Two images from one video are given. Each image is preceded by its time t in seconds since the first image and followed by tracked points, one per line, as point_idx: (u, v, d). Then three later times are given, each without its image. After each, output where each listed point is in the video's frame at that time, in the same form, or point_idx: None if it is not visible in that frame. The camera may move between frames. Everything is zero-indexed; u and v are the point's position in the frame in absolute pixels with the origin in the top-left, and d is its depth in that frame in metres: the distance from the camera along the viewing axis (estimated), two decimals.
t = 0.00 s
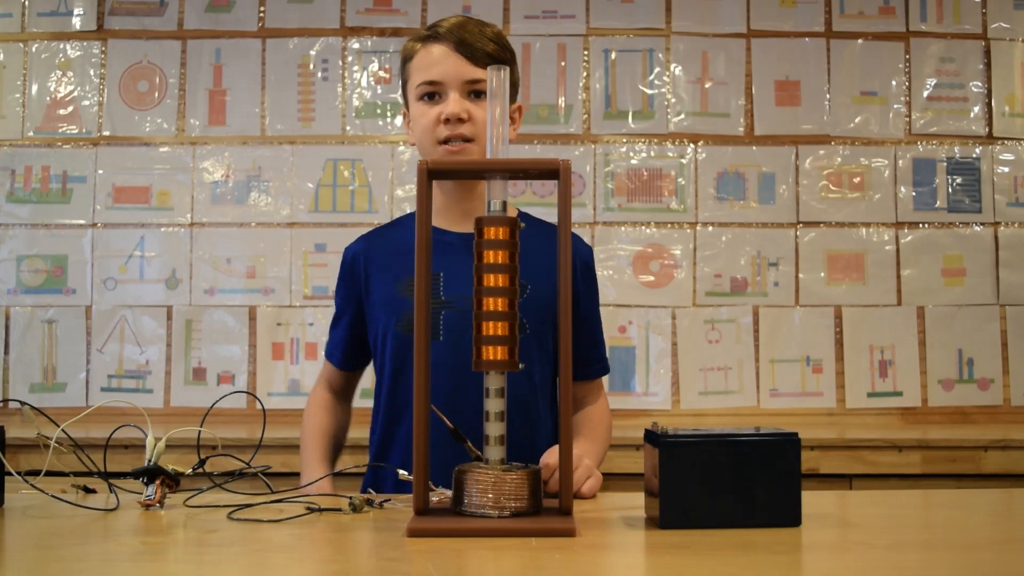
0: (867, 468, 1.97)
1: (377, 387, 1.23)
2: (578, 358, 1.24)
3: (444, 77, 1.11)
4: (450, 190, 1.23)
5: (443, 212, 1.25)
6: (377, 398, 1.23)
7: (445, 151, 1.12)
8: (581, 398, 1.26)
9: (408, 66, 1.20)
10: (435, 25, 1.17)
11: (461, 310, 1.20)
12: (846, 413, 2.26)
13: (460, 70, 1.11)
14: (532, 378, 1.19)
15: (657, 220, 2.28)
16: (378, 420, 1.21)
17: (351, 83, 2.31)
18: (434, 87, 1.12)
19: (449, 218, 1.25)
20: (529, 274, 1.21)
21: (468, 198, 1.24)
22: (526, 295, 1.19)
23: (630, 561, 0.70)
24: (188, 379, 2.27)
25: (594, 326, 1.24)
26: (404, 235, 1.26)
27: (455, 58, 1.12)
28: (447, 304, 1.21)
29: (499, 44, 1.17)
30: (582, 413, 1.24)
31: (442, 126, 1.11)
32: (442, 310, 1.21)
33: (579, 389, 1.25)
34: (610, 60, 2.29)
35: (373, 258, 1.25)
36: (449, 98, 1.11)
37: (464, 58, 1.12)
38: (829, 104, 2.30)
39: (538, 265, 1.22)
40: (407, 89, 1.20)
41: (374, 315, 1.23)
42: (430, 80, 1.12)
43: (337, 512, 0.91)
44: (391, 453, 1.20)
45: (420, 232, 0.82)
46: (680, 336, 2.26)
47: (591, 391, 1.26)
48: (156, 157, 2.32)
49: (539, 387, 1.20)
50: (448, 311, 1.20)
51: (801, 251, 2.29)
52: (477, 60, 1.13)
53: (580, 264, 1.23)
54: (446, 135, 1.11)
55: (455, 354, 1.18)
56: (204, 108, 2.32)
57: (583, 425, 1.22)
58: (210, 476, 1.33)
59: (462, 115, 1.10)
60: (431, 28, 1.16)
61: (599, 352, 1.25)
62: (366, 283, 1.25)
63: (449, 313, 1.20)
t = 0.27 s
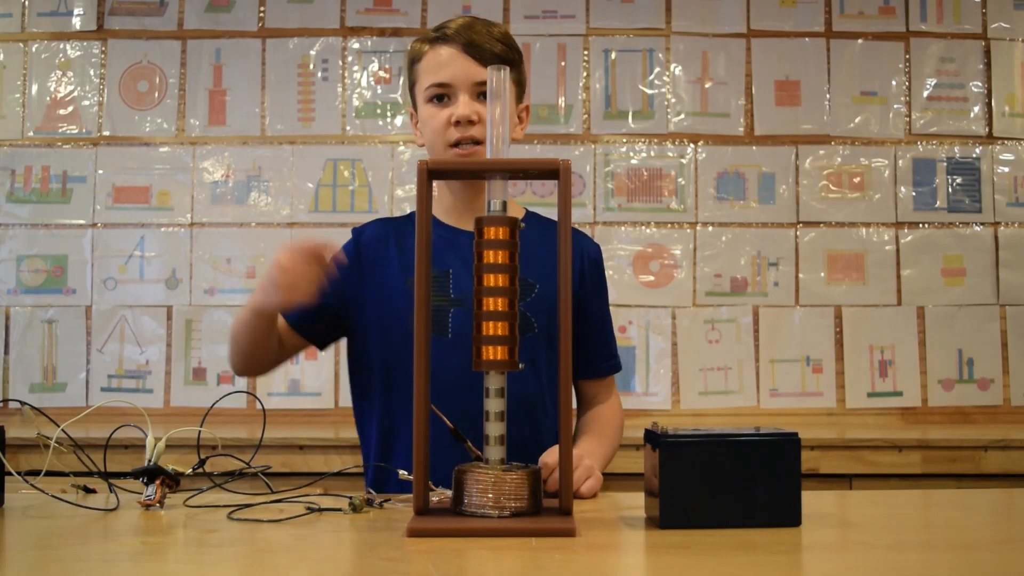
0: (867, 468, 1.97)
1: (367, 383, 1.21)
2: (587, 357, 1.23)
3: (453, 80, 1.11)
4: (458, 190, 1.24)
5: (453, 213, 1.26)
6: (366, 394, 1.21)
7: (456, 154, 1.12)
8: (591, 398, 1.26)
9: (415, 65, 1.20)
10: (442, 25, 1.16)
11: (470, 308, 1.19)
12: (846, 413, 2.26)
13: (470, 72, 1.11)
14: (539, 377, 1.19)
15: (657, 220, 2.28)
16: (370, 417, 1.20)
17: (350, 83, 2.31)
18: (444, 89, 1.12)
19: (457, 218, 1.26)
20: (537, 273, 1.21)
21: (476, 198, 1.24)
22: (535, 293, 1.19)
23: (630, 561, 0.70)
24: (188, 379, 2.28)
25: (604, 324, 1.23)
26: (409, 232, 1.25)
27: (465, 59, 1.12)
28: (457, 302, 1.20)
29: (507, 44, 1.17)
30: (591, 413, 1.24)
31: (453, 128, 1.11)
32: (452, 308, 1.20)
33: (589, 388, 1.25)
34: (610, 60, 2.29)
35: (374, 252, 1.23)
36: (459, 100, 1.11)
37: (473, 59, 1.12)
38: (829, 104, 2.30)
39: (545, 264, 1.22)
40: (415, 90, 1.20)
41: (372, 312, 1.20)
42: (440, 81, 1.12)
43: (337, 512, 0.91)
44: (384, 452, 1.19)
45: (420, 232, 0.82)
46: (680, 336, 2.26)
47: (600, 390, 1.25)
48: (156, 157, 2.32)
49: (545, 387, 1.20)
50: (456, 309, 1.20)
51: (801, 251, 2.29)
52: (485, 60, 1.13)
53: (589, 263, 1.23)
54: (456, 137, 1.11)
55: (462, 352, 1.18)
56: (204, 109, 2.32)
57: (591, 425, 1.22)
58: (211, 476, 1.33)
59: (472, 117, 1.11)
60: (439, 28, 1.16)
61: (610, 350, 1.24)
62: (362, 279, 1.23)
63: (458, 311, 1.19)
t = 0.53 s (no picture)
0: (867, 468, 1.97)
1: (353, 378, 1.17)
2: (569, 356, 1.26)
3: (450, 78, 1.11)
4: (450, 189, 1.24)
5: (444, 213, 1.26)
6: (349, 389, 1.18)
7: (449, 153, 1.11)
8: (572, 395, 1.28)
9: (410, 64, 1.19)
10: (437, 25, 1.17)
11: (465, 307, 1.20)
12: (846, 413, 2.26)
13: (466, 71, 1.11)
14: (535, 376, 1.19)
15: (657, 220, 2.28)
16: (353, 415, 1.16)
17: (351, 83, 2.31)
18: (440, 88, 1.12)
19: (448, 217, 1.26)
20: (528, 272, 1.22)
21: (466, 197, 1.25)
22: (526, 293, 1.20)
23: (630, 561, 0.70)
24: (188, 379, 2.28)
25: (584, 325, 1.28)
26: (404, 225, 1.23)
27: (462, 59, 1.12)
28: (451, 299, 1.20)
29: (502, 46, 1.17)
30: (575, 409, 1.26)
31: (448, 127, 1.11)
32: (447, 305, 1.20)
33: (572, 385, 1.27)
34: (610, 60, 2.29)
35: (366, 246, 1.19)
36: (454, 100, 1.11)
37: (470, 59, 1.12)
38: (829, 104, 2.30)
39: (535, 263, 1.23)
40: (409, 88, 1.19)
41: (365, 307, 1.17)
42: (436, 80, 1.12)
43: (338, 512, 0.91)
44: (366, 452, 1.15)
45: (420, 231, 0.82)
46: (680, 336, 2.26)
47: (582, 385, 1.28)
48: (157, 157, 2.32)
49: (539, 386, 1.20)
50: (451, 306, 1.20)
51: (801, 251, 2.29)
52: (481, 62, 1.13)
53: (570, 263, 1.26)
54: (452, 137, 1.10)
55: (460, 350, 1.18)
56: (204, 109, 2.32)
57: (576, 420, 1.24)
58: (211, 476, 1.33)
59: (468, 117, 1.10)
60: (435, 27, 1.16)
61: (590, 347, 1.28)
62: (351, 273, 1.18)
63: (453, 309, 1.20)
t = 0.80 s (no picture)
0: (867, 468, 1.97)
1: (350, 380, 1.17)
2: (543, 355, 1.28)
3: (442, 74, 1.05)
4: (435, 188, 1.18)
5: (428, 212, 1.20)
6: (345, 391, 1.17)
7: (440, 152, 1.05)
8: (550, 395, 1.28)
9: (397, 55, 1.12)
10: (425, 18, 1.09)
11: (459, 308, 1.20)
12: (846, 413, 2.26)
13: (459, 67, 1.05)
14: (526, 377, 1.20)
15: (657, 220, 2.28)
16: (351, 418, 1.15)
17: (351, 83, 2.31)
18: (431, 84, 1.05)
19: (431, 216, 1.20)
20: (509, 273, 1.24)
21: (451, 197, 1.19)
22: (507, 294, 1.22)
23: (630, 561, 0.70)
24: (188, 379, 2.27)
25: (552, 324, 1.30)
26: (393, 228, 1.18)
27: (454, 54, 1.06)
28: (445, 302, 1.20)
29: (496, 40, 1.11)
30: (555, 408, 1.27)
31: (439, 126, 1.05)
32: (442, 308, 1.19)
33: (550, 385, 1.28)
34: (610, 60, 2.29)
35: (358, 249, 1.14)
36: (446, 97, 1.05)
37: (462, 54, 1.06)
38: (829, 104, 2.30)
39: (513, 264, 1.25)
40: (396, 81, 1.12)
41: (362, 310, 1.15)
42: (427, 75, 1.05)
43: (338, 512, 0.91)
44: (366, 453, 1.15)
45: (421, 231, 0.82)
46: (680, 336, 2.26)
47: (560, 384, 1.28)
48: (156, 157, 2.32)
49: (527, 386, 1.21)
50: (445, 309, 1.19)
51: (801, 251, 2.29)
52: (473, 57, 1.06)
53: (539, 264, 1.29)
54: (444, 136, 1.04)
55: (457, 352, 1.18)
56: (204, 109, 2.32)
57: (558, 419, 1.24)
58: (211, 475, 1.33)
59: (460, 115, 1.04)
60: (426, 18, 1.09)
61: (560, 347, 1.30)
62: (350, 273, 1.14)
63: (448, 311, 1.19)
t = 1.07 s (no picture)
0: (867, 468, 1.97)
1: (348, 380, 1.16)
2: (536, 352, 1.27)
3: (438, 74, 1.04)
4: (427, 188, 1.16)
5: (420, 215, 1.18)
6: (344, 390, 1.17)
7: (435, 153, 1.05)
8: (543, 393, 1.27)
9: (389, 54, 1.11)
10: (419, 17, 1.08)
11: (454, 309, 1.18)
12: (846, 413, 2.26)
13: (455, 68, 1.04)
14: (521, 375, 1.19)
15: (657, 220, 2.28)
16: (351, 418, 1.15)
17: (350, 83, 2.31)
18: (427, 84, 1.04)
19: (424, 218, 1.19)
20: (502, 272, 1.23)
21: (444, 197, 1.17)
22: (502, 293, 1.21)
23: (630, 561, 0.70)
24: (188, 379, 2.28)
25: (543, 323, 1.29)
26: (386, 229, 1.17)
27: (450, 55, 1.05)
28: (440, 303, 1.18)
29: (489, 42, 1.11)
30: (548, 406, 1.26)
31: (434, 127, 1.04)
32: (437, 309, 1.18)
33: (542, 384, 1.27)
34: (610, 60, 2.29)
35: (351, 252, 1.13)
36: (442, 97, 1.04)
37: (458, 55, 1.05)
38: (829, 104, 2.30)
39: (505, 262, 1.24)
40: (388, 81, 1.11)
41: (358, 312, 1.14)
42: (424, 75, 1.04)
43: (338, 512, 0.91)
44: (365, 452, 1.15)
45: (420, 232, 0.82)
46: (680, 336, 2.26)
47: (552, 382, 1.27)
48: (156, 157, 2.32)
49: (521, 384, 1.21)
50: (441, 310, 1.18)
51: (801, 251, 2.29)
52: (467, 58, 1.06)
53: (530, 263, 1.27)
54: (439, 137, 1.04)
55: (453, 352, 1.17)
56: (204, 109, 2.32)
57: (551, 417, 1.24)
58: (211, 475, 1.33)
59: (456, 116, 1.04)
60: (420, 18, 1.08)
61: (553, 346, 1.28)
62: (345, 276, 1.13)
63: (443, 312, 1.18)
